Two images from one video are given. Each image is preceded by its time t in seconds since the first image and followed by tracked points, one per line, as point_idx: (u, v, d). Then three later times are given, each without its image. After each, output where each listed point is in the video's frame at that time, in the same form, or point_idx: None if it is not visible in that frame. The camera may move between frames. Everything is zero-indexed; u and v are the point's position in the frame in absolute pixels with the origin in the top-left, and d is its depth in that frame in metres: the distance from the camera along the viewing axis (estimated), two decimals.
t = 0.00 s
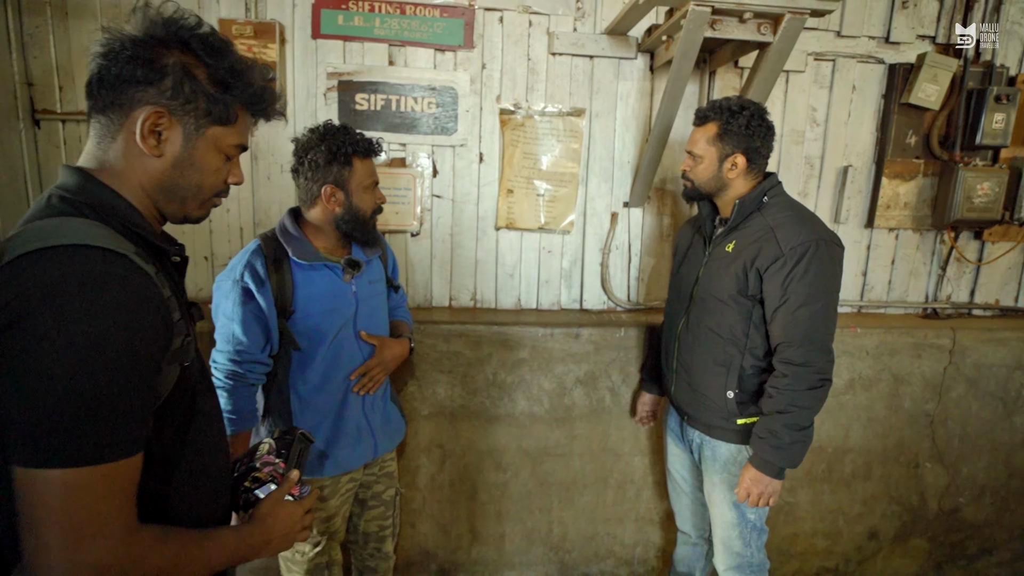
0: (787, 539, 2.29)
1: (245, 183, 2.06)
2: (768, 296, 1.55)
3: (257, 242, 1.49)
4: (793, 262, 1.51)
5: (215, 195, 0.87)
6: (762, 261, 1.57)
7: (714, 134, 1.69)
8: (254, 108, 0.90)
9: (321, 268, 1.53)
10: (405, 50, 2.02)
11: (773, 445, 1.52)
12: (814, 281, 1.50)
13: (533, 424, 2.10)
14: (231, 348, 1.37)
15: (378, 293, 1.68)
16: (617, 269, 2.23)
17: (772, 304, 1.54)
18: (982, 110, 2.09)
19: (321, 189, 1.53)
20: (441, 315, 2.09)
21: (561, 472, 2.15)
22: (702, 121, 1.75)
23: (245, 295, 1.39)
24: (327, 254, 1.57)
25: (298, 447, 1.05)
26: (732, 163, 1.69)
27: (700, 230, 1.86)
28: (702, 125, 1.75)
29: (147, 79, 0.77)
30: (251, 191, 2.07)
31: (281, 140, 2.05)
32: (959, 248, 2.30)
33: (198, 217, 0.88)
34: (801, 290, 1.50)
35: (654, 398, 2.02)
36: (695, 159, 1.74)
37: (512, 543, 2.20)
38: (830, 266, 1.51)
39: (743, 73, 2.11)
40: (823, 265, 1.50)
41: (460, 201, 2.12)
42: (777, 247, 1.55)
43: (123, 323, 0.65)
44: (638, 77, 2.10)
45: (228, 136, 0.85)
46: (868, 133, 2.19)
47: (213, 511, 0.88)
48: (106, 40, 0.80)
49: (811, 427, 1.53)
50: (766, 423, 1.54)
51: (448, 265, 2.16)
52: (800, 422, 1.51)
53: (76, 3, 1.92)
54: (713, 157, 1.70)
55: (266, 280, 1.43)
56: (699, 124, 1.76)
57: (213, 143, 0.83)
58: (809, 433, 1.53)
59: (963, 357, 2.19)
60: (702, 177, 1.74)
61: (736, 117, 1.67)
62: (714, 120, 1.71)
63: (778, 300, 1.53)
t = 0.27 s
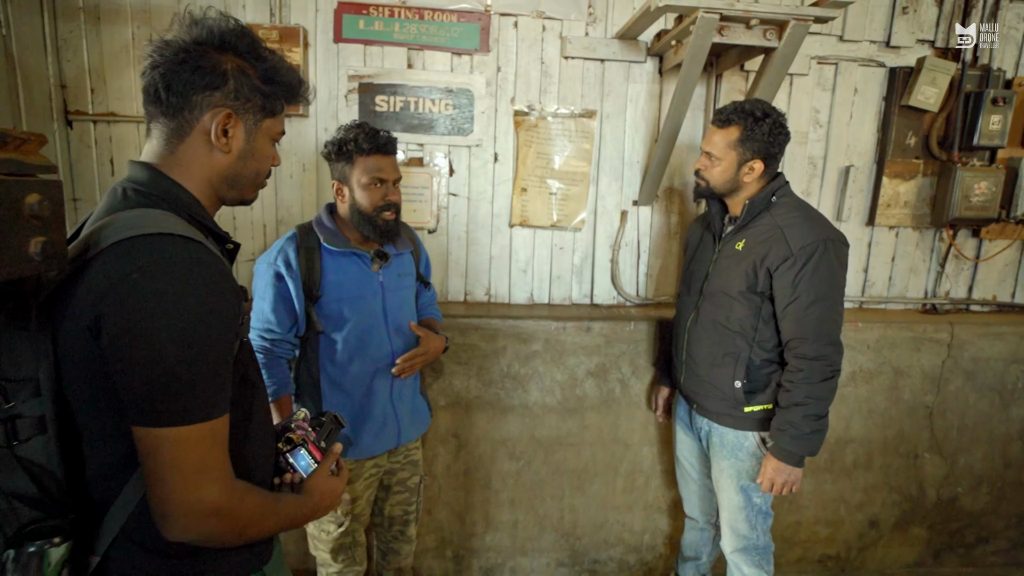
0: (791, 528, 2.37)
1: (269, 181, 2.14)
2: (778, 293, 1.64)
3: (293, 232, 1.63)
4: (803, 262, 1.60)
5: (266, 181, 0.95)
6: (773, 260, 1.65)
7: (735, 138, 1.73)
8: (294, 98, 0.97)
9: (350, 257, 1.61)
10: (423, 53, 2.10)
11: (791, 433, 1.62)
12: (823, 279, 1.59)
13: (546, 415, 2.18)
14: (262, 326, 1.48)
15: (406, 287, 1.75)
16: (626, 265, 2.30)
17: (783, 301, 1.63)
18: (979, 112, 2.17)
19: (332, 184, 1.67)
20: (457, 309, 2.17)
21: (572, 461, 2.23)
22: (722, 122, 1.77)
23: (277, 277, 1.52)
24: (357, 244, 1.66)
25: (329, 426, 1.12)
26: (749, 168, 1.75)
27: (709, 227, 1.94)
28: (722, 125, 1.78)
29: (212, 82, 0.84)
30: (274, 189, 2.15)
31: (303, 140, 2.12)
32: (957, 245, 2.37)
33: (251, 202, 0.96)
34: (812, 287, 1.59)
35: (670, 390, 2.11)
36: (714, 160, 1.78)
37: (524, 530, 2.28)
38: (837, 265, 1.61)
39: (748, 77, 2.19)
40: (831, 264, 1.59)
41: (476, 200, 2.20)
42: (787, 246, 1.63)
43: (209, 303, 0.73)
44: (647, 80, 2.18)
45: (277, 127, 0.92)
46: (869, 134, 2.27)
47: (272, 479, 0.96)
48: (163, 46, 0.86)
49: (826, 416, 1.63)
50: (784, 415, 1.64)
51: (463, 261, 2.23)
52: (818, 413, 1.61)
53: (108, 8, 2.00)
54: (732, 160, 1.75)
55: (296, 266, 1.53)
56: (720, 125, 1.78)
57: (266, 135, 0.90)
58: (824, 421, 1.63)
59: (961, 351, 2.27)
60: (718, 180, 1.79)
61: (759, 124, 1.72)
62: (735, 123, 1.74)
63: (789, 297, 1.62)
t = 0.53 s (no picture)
0: (790, 519, 2.43)
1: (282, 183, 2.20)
2: (784, 296, 1.71)
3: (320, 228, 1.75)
4: (810, 267, 1.67)
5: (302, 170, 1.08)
6: (780, 265, 1.71)
7: (750, 140, 1.79)
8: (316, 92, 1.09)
9: (370, 252, 1.72)
10: (431, 59, 2.17)
11: (791, 430, 1.70)
12: (828, 284, 1.67)
13: (551, 409, 2.25)
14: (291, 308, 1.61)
15: (425, 283, 1.81)
16: (629, 264, 2.37)
17: (789, 304, 1.70)
18: (971, 114, 2.24)
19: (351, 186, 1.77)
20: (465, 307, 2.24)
21: (577, 454, 2.30)
22: (738, 122, 1.83)
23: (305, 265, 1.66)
24: (376, 241, 1.75)
25: (353, 416, 1.21)
26: (761, 171, 1.81)
27: (715, 225, 1.98)
28: (737, 127, 1.83)
29: (283, 99, 0.95)
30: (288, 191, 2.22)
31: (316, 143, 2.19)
32: (951, 243, 2.44)
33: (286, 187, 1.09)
34: (818, 292, 1.66)
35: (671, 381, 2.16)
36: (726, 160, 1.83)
37: (530, 522, 2.35)
38: (841, 271, 1.68)
39: (747, 81, 2.26)
40: (835, 270, 1.67)
41: (483, 201, 2.27)
42: (794, 251, 1.70)
43: (273, 299, 0.82)
44: (649, 84, 2.25)
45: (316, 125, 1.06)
46: (865, 136, 2.33)
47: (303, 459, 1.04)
48: (218, 61, 0.93)
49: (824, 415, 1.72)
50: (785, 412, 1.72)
51: (470, 260, 2.30)
52: (817, 411, 1.70)
53: (127, 17, 2.07)
54: (745, 162, 1.80)
55: (322, 258, 1.67)
56: (734, 126, 1.84)
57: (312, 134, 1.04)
58: (822, 420, 1.72)
59: (954, 347, 2.33)
60: (728, 180, 1.84)
61: (775, 132, 1.78)
62: (748, 127, 1.80)
63: (794, 300, 1.69)
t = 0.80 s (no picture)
0: (782, 510, 2.50)
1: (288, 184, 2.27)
2: (780, 295, 1.76)
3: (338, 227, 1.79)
4: (805, 268, 1.72)
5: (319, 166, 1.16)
6: (777, 265, 1.76)
7: (753, 140, 1.83)
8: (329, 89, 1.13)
9: (387, 250, 1.78)
10: (432, 64, 2.23)
11: (781, 427, 1.76)
12: (822, 286, 1.72)
13: (549, 403, 2.32)
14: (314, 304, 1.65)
15: (436, 279, 1.91)
16: (624, 262, 2.44)
17: (783, 303, 1.75)
18: (957, 116, 2.31)
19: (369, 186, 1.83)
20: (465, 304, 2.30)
21: (574, 447, 2.37)
22: (741, 124, 1.87)
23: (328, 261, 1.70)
24: (392, 240, 1.82)
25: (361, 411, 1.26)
26: (762, 172, 1.84)
27: (714, 222, 2.03)
28: (738, 129, 1.88)
29: (319, 115, 1.02)
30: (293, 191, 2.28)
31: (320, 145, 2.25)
32: (937, 241, 2.50)
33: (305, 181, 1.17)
34: (812, 293, 1.72)
35: (662, 375, 2.21)
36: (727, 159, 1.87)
37: (529, 512, 2.42)
38: (836, 273, 1.74)
39: (738, 84, 2.33)
40: (830, 272, 1.72)
41: (483, 201, 2.34)
42: (791, 252, 1.75)
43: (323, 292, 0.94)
44: (643, 87, 2.32)
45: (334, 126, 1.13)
46: (854, 137, 2.40)
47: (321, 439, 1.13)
48: (264, 79, 0.97)
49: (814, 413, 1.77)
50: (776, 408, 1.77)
51: (470, 258, 2.37)
52: (807, 409, 1.75)
53: (138, 23, 2.13)
54: (746, 162, 1.84)
55: (343, 257, 1.71)
56: (735, 127, 1.88)
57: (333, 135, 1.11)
58: (812, 417, 1.78)
59: (941, 342, 2.40)
60: (730, 179, 1.88)
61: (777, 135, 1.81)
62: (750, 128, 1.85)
63: (789, 300, 1.74)
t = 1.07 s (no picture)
0: (773, 500, 2.57)
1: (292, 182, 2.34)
2: (771, 291, 1.78)
3: (350, 225, 1.85)
4: (796, 264, 1.73)
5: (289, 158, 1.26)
6: (768, 261, 1.78)
7: (748, 139, 1.81)
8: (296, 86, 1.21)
9: (399, 245, 1.85)
10: (432, 65, 2.30)
11: (772, 419, 1.79)
12: (812, 282, 1.73)
13: (545, 394, 2.39)
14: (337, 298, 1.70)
15: (443, 274, 2.00)
16: (619, 259, 2.50)
17: (774, 299, 1.77)
18: (942, 116, 2.37)
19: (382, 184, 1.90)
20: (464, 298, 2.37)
21: (570, 437, 2.44)
22: (736, 122, 1.86)
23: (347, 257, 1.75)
24: (404, 236, 1.90)
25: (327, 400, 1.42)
26: (757, 169, 1.84)
27: (710, 219, 2.06)
28: (735, 126, 1.87)
29: (287, 120, 1.11)
30: (297, 189, 2.35)
31: (324, 145, 2.32)
32: (925, 238, 2.56)
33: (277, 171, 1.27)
34: (802, 289, 1.74)
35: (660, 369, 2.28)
36: (723, 158, 1.87)
37: (526, 502, 2.49)
38: (826, 269, 1.75)
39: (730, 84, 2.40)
40: (821, 268, 1.73)
41: (481, 198, 2.40)
42: (783, 249, 1.76)
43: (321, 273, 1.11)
44: (637, 88, 2.38)
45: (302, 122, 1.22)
46: (843, 136, 2.46)
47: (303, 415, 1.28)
48: (236, 90, 1.05)
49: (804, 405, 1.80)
50: (766, 402, 1.80)
51: (469, 254, 2.44)
52: (797, 402, 1.78)
53: (147, 26, 2.20)
54: (742, 160, 1.83)
55: (360, 253, 1.77)
56: (733, 125, 1.87)
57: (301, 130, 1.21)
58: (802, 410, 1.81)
59: (928, 336, 2.46)
60: (726, 177, 1.88)
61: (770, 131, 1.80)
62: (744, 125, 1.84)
63: (780, 296, 1.76)
